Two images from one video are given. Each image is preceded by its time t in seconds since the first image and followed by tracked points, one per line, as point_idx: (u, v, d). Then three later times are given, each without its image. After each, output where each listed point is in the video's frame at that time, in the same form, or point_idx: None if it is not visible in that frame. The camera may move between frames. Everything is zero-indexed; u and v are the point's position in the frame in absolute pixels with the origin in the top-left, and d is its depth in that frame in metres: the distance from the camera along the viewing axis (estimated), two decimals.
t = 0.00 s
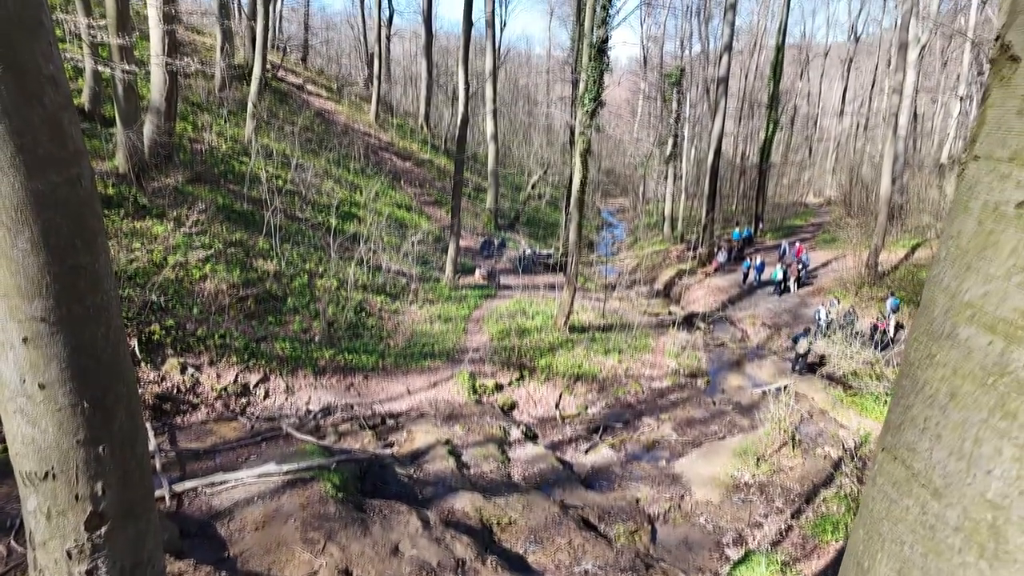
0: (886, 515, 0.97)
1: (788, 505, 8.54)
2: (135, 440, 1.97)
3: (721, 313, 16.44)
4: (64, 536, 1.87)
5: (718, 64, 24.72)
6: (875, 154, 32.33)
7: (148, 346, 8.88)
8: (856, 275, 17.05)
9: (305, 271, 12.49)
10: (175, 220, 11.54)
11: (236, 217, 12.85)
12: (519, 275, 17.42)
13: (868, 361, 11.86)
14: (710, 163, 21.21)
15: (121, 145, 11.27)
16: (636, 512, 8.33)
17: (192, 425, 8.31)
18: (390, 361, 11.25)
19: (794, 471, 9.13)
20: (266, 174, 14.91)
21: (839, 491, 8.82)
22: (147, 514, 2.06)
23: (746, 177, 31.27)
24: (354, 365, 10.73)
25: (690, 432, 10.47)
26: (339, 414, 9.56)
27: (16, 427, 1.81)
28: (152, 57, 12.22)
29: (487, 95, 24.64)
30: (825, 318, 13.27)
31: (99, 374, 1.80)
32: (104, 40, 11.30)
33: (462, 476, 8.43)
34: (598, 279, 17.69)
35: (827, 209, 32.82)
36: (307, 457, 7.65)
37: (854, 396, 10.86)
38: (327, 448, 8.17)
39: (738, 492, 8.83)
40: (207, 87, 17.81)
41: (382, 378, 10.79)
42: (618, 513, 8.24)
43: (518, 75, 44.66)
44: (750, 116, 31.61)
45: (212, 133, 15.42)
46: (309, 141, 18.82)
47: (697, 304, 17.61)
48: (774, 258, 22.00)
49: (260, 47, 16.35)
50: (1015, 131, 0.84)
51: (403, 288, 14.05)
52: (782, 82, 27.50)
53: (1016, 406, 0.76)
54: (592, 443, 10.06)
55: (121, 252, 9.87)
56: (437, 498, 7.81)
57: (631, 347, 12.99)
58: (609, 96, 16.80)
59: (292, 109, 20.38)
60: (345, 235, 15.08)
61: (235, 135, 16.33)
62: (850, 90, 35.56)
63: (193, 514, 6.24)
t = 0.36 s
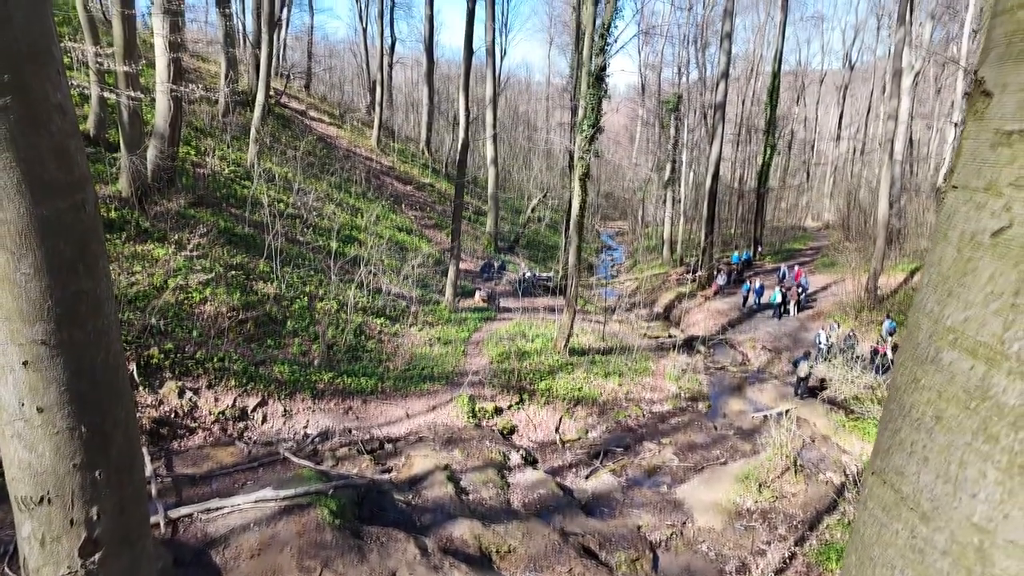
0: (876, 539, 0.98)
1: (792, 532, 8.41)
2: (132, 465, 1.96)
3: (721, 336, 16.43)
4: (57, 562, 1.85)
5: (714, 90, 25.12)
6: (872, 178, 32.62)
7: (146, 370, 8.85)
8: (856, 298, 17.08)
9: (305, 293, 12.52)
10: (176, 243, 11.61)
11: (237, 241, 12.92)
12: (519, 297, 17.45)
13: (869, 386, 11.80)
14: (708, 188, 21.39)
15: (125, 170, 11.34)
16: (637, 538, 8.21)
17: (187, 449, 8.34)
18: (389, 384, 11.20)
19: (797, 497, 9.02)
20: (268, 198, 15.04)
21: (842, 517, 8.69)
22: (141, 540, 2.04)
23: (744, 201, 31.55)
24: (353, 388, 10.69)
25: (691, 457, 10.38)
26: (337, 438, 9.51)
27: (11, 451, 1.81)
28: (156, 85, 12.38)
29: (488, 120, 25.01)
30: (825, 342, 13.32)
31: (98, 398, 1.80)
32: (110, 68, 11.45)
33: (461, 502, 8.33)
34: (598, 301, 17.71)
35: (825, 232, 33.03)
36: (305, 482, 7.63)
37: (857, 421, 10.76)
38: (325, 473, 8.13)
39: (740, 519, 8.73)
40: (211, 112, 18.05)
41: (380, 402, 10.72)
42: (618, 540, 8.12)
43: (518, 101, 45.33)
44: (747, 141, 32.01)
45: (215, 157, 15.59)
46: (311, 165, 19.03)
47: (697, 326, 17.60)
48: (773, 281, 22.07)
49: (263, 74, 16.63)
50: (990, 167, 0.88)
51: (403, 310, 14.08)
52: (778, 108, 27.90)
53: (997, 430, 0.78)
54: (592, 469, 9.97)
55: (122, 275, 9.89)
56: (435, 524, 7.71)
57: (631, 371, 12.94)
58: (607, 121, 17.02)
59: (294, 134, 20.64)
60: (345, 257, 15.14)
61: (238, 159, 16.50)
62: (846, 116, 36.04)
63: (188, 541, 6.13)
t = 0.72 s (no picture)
0: (870, 565, 1.00)
1: (796, 561, 8.25)
2: (129, 492, 1.96)
3: (722, 361, 16.38)
4: None
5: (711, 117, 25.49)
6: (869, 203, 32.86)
7: (144, 396, 8.81)
8: (856, 322, 17.07)
9: (305, 317, 12.55)
10: (177, 267, 11.65)
11: (238, 265, 12.98)
12: (519, 322, 17.45)
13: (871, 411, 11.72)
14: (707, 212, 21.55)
15: (128, 195, 11.44)
16: (639, 567, 8.10)
17: (184, 475, 8.35)
18: (388, 409, 11.14)
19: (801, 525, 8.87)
20: (269, 223, 15.16)
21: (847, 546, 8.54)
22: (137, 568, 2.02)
23: (743, 226, 31.74)
24: (352, 414, 10.62)
25: (693, 483, 10.27)
26: (335, 464, 9.44)
27: (8, 477, 1.80)
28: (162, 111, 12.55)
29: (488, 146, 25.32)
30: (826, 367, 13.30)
31: (98, 423, 1.82)
32: (116, 95, 11.63)
33: (459, 530, 8.21)
34: (598, 325, 17.68)
35: (824, 256, 33.17)
36: (302, 509, 7.56)
37: (860, 446, 10.65)
38: (321, 500, 8.08)
39: (744, 548, 8.59)
40: (215, 138, 18.27)
41: (379, 428, 10.63)
42: (620, 568, 8.00)
43: (518, 127, 45.98)
44: (745, 167, 32.39)
45: (218, 183, 15.76)
46: (313, 190, 19.20)
47: (698, 351, 17.54)
48: (773, 306, 22.09)
49: (267, 101, 16.89)
50: (968, 198, 0.91)
51: (402, 334, 14.08)
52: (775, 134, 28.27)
53: (985, 454, 0.80)
54: (593, 496, 9.85)
55: (122, 299, 9.90)
56: (433, 553, 7.59)
57: (632, 396, 12.86)
58: (607, 147, 17.23)
59: (297, 160, 20.88)
60: (345, 281, 15.18)
61: (240, 185, 16.66)
62: (842, 142, 36.49)
63: (184, 570, 6.05)
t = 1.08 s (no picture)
0: None
1: None
2: (124, 518, 1.94)
3: (723, 386, 16.30)
4: None
5: (709, 144, 25.83)
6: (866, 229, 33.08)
7: (141, 421, 8.76)
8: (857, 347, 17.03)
9: (305, 342, 12.54)
10: (177, 292, 11.66)
11: (238, 290, 13.01)
12: (519, 346, 17.42)
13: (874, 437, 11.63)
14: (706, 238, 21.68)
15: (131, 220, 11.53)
16: None
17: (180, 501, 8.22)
18: (387, 435, 11.06)
19: (805, 554, 8.70)
20: (270, 247, 15.26)
21: None
22: None
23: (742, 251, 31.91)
24: (350, 440, 10.53)
25: (696, 511, 10.12)
26: (332, 491, 9.33)
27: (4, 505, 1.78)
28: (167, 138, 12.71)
29: (488, 172, 25.61)
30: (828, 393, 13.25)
31: (96, 448, 1.81)
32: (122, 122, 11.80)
33: (458, 559, 8.08)
34: (598, 350, 17.64)
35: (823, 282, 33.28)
36: (298, 536, 7.63)
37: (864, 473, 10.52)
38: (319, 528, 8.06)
39: None
40: (218, 164, 18.48)
41: (377, 454, 10.53)
42: None
43: (518, 154, 46.58)
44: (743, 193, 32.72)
45: (220, 208, 15.89)
46: (315, 215, 19.36)
47: (699, 376, 17.46)
48: (773, 330, 22.08)
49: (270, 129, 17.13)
50: (953, 230, 0.94)
51: (402, 359, 14.05)
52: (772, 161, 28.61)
53: (978, 482, 0.81)
54: (595, 524, 9.69)
55: (122, 323, 9.89)
56: None
57: (634, 422, 12.76)
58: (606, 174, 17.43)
59: (299, 185, 21.10)
60: (345, 306, 15.20)
61: (242, 210, 16.81)
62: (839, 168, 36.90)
63: None
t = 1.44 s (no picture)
0: None
1: None
2: (121, 547, 1.92)
3: (725, 411, 16.18)
4: None
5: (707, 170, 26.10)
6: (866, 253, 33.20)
7: (138, 447, 8.72)
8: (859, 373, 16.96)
9: (304, 366, 12.49)
10: (177, 317, 11.66)
11: (238, 314, 13.02)
12: (519, 371, 17.35)
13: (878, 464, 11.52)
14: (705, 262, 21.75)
15: (133, 244, 11.60)
16: None
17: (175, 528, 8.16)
18: (385, 461, 10.95)
19: None
20: (272, 272, 15.32)
21: None
22: None
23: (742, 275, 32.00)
24: (347, 466, 10.41)
25: (699, 539, 9.97)
26: (330, 519, 9.21)
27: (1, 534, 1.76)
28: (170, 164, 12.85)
29: (489, 198, 25.84)
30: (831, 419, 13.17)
31: (94, 474, 1.81)
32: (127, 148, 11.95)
33: None
34: (599, 375, 17.56)
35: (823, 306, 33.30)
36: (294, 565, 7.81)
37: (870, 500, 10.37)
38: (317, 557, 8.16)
39: None
40: (221, 189, 18.65)
41: (376, 481, 10.40)
42: None
43: (518, 180, 47.05)
44: (742, 218, 32.97)
45: (222, 233, 16.00)
46: (316, 240, 19.48)
47: (700, 402, 17.34)
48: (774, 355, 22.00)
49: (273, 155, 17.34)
50: (942, 259, 0.97)
51: (401, 384, 13.99)
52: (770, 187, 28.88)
53: (973, 506, 0.85)
54: (596, 553, 9.50)
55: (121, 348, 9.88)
56: None
57: (635, 448, 12.64)
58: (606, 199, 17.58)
59: (301, 211, 21.28)
60: (345, 330, 15.19)
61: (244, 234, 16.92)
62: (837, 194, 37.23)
63: None
